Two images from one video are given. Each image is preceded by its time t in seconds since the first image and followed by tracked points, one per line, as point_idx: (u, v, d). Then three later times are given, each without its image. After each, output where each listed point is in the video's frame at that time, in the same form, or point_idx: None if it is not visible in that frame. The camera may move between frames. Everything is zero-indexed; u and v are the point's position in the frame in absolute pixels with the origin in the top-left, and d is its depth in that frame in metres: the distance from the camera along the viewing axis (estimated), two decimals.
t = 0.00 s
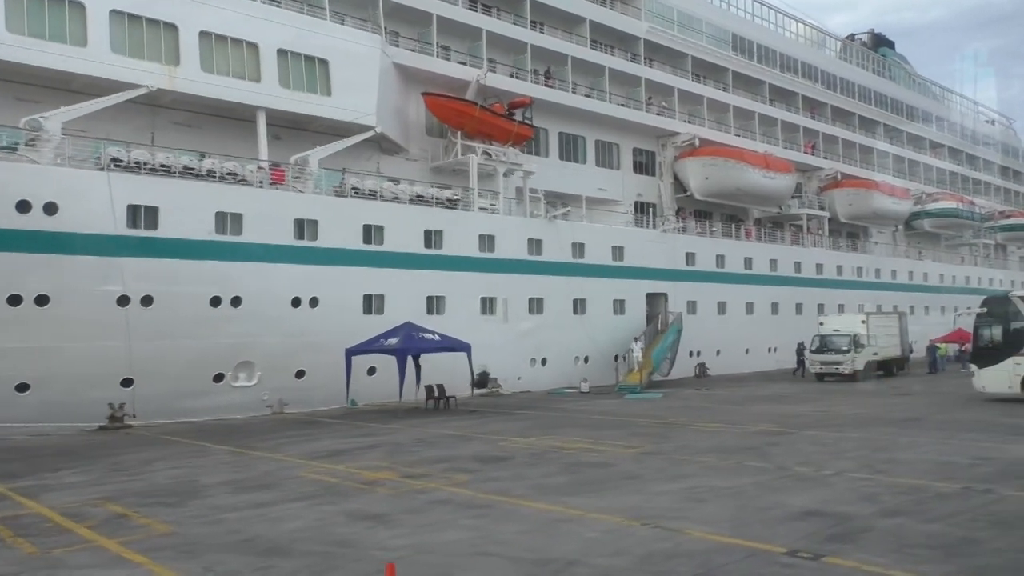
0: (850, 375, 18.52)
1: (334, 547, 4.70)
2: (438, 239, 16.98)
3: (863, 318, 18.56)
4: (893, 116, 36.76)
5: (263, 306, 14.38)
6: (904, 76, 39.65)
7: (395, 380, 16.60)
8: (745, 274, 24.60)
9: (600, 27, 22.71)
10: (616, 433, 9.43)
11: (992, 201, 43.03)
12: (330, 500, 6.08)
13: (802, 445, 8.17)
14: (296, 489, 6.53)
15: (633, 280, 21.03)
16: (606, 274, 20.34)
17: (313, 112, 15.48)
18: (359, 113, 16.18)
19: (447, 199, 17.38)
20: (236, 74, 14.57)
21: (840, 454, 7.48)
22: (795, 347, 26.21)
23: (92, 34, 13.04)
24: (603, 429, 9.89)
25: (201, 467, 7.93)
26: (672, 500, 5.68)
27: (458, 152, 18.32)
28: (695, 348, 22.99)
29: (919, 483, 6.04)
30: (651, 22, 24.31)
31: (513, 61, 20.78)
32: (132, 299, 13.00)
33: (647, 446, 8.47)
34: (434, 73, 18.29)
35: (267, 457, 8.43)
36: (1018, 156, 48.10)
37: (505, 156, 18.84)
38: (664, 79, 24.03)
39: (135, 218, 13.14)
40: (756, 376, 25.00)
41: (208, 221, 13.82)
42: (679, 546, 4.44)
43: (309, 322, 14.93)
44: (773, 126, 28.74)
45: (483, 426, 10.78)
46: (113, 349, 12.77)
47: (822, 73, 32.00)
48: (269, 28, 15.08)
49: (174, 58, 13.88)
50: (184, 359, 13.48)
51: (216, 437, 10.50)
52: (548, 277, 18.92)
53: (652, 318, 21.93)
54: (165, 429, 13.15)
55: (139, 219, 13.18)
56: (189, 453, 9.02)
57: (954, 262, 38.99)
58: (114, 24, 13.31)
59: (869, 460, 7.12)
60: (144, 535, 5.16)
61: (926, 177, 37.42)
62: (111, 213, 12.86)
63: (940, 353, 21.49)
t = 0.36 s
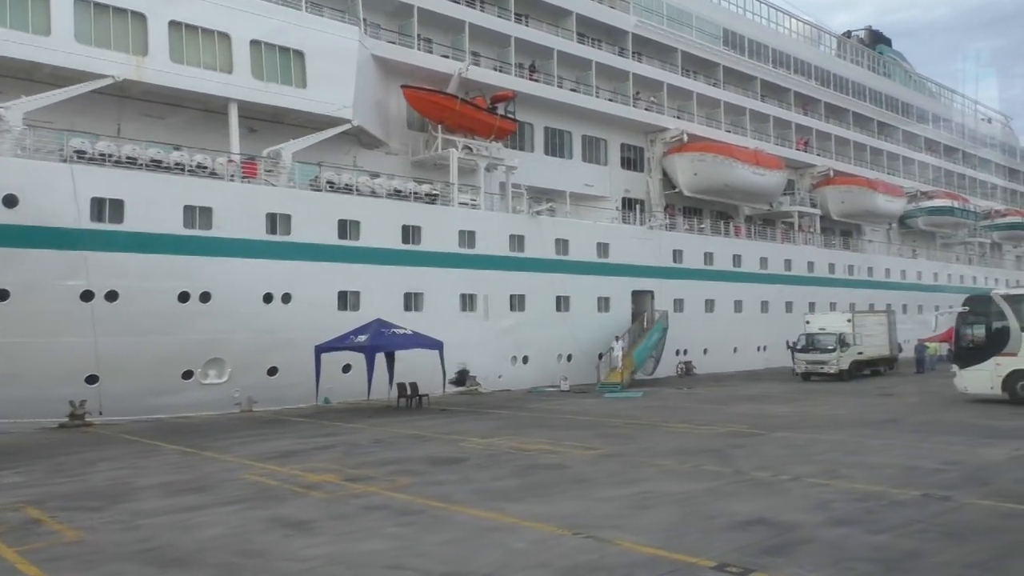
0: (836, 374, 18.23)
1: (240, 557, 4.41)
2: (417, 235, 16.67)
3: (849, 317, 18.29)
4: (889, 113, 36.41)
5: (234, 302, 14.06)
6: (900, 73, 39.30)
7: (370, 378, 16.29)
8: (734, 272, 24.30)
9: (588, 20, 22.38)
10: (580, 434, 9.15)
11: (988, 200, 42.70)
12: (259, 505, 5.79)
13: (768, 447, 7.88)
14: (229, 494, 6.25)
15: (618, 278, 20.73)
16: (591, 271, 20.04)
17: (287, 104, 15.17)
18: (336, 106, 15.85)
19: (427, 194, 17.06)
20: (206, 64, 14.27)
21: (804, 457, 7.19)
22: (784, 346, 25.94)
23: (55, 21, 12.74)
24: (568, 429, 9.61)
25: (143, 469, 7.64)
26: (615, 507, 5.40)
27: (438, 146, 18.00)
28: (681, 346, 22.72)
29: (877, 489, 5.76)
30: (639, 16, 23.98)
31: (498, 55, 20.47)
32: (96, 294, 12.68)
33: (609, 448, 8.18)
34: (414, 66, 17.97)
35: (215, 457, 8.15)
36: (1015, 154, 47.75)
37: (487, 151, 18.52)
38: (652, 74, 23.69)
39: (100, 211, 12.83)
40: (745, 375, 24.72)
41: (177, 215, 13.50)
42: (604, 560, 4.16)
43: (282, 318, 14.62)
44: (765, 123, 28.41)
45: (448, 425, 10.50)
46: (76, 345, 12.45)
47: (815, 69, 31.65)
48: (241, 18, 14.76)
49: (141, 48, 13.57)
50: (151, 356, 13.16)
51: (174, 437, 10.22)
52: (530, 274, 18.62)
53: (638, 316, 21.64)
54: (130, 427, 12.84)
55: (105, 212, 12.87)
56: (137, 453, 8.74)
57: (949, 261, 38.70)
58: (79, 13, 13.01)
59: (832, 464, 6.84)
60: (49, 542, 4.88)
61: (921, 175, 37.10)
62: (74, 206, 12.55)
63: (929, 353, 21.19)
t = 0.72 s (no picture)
0: (823, 374, 17.94)
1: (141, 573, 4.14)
2: (396, 233, 16.38)
3: (837, 317, 18.10)
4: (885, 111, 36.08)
5: (206, 301, 13.79)
6: (897, 71, 38.97)
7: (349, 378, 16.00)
8: (724, 271, 24.00)
9: (575, 16, 22.09)
10: (546, 437, 8.88)
11: (986, 200, 42.35)
12: (187, 514, 5.53)
13: (734, 452, 7.60)
14: (162, 501, 5.98)
15: (605, 277, 20.45)
16: (577, 270, 19.76)
17: (263, 99, 14.89)
18: (313, 101, 15.56)
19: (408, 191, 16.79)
20: (178, 59, 14.02)
21: (768, 463, 6.91)
22: (775, 346, 25.64)
23: (21, 14, 12.50)
24: (535, 432, 9.34)
25: (85, 474, 7.38)
26: (555, 517, 5.13)
27: (420, 143, 17.72)
28: (670, 346, 22.44)
29: (835, 497, 5.48)
30: (628, 12, 23.68)
31: (483, 51, 20.21)
32: (62, 293, 12.43)
33: (571, 452, 7.90)
34: (396, 61, 17.69)
35: (164, 461, 7.89)
36: (1014, 152, 47.38)
37: (470, 148, 18.24)
38: (642, 70, 23.38)
39: (67, 208, 12.58)
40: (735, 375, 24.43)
41: (147, 212, 13.25)
42: None
43: (256, 317, 14.34)
44: (758, 120, 28.10)
45: (415, 428, 10.23)
46: (42, 344, 12.21)
47: (809, 66, 31.35)
48: (215, 11, 14.50)
49: (111, 41, 13.33)
50: (120, 356, 12.89)
51: (133, 439, 9.97)
52: (514, 273, 18.33)
53: (625, 316, 21.36)
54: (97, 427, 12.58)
55: (71, 209, 12.61)
56: (87, 456, 8.49)
57: (946, 260, 38.39)
58: (46, 5, 12.75)
59: (795, 470, 6.56)
60: None
61: (917, 174, 36.78)
62: (40, 203, 12.30)
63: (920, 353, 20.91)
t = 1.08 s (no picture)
0: (810, 371, 17.69)
1: None
2: (375, 229, 16.15)
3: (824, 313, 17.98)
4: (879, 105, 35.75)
5: (177, 298, 13.55)
6: (892, 65, 38.64)
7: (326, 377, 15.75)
8: (713, 267, 23.74)
9: (561, 8, 21.78)
10: (509, 438, 8.63)
11: (982, 195, 42.01)
12: (112, 522, 5.29)
13: (698, 453, 7.36)
14: (92, 507, 5.74)
15: (590, 273, 20.20)
16: (561, 267, 19.51)
17: (236, 93, 14.63)
18: (288, 95, 15.29)
19: (387, 187, 16.54)
20: (148, 51, 13.76)
21: (729, 465, 6.67)
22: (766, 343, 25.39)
23: None
24: (500, 432, 9.10)
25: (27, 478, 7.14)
26: (491, 524, 4.88)
27: (400, 137, 17.46)
28: (659, 344, 22.19)
29: (788, 503, 5.24)
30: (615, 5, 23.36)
31: (466, 44, 19.91)
32: (27, 290, 12.18)
33: (531, 453, 7.66)
34: (375, 55, 17.42)
35: (112, 463, 7.66)
36: (1012, 147, 47.04)
37: (451, 143, 17.95)
38: (630, 64, 23.07)
39: (32, 204, 12.34)
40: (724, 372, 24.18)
41: (115, 208, 13.01)
42: None
43: (229, 314, 14.10)
44: (749, 115, 27.80)
45: (380, 427, 9.99)
46: (6, 343, 11.97)
47: (802, 60, 31.02)
48: (187, 3, 14.23)
49: (78, 33, 13.07)
50: (88, 354, 12.65)
51: (91, 439, 9.74)
52: (496, 269, 18.09)
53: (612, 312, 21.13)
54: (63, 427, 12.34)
55: (37, 205, 12.37)
56: (37, 458, 8.26)
57: (941, 256, 38.12)
58: None
59: (755, 473, 6.32)
60: None
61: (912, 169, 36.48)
62: (4, 199, 12.06)
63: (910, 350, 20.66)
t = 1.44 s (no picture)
0: (796, 371, 17.43)
1: None
2: (353, 228, 15.92)
3: (811, 312, 17.69)
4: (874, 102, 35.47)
5: (149, 298, 13.32)
6: (886, 63, 38.39)
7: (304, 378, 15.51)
8: (702, 266, 23.50)
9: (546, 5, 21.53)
10: (472, 442, 8.41)
11: (978, 192, 41.75)
12: (34, 534, 5.08)
13: (660, 458, 7.14)
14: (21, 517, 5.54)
15: (575, 272, 19.97)
16: (546, 266, 19.29)
17: (211, 90, 14.36)
18: (264, 92, 14.99)
19: (367, 185, 16.31)
20: (119, 48, 13.52)
21: (688, 471, 6.45)
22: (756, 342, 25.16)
23: None
24: (465, 436, 8.88)
25: None
26: (423, 537, 4.67)
27: (380, 135, 17.21)
28: (646, 343, 21.97)
29: (738, 512, 5.03)
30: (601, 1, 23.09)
31: (449, 41, 19.66)
32: None
33: (490, 459, 7.43)
34: (355, 52, 17.16)
35: (58, 470, 7.45)
36: (1008, 144, 46.78)
37: (433, 141, 17.69)
38: (617, 62, 22.81)
39: None
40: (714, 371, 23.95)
41: (84, 207, 12.78)
42: None
43: (202, 315, 13.87)
44: (739, 113, 27.56)
45: (345, 431, 9.76)
46: None
47: (793, 57, 30.77)
48: None
49: (46, 29, 12.83)
50: (56, 356, 12.40)
51: (49, 444, 9.53)
52: (479, 269, 17.88)
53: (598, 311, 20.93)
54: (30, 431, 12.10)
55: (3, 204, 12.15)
56: None
57: (935, 254, 37.88)
58: None
59: (713, 479, 6.10)
60: None
61: (906, 167, 36.24)
62: None
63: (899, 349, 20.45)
